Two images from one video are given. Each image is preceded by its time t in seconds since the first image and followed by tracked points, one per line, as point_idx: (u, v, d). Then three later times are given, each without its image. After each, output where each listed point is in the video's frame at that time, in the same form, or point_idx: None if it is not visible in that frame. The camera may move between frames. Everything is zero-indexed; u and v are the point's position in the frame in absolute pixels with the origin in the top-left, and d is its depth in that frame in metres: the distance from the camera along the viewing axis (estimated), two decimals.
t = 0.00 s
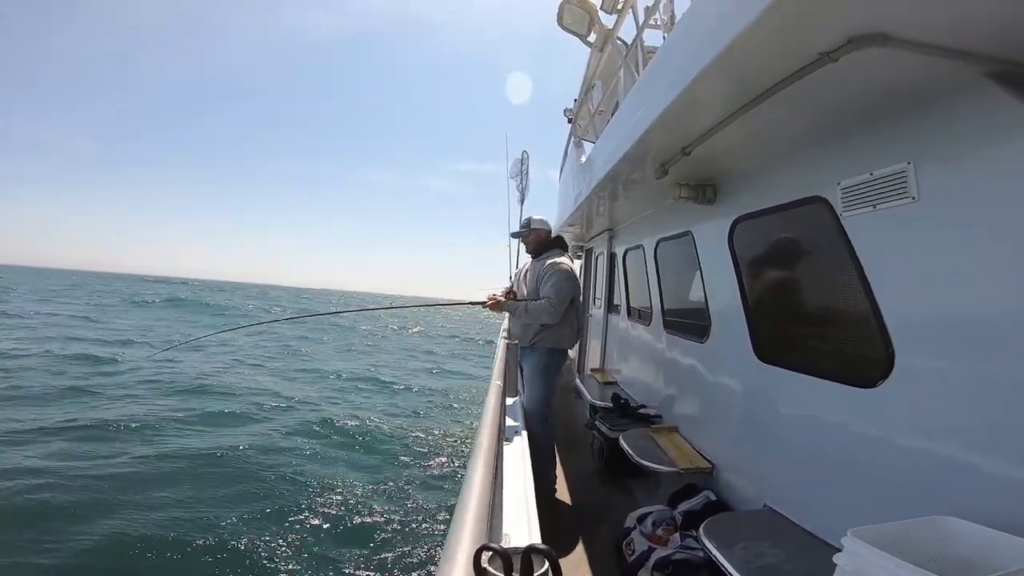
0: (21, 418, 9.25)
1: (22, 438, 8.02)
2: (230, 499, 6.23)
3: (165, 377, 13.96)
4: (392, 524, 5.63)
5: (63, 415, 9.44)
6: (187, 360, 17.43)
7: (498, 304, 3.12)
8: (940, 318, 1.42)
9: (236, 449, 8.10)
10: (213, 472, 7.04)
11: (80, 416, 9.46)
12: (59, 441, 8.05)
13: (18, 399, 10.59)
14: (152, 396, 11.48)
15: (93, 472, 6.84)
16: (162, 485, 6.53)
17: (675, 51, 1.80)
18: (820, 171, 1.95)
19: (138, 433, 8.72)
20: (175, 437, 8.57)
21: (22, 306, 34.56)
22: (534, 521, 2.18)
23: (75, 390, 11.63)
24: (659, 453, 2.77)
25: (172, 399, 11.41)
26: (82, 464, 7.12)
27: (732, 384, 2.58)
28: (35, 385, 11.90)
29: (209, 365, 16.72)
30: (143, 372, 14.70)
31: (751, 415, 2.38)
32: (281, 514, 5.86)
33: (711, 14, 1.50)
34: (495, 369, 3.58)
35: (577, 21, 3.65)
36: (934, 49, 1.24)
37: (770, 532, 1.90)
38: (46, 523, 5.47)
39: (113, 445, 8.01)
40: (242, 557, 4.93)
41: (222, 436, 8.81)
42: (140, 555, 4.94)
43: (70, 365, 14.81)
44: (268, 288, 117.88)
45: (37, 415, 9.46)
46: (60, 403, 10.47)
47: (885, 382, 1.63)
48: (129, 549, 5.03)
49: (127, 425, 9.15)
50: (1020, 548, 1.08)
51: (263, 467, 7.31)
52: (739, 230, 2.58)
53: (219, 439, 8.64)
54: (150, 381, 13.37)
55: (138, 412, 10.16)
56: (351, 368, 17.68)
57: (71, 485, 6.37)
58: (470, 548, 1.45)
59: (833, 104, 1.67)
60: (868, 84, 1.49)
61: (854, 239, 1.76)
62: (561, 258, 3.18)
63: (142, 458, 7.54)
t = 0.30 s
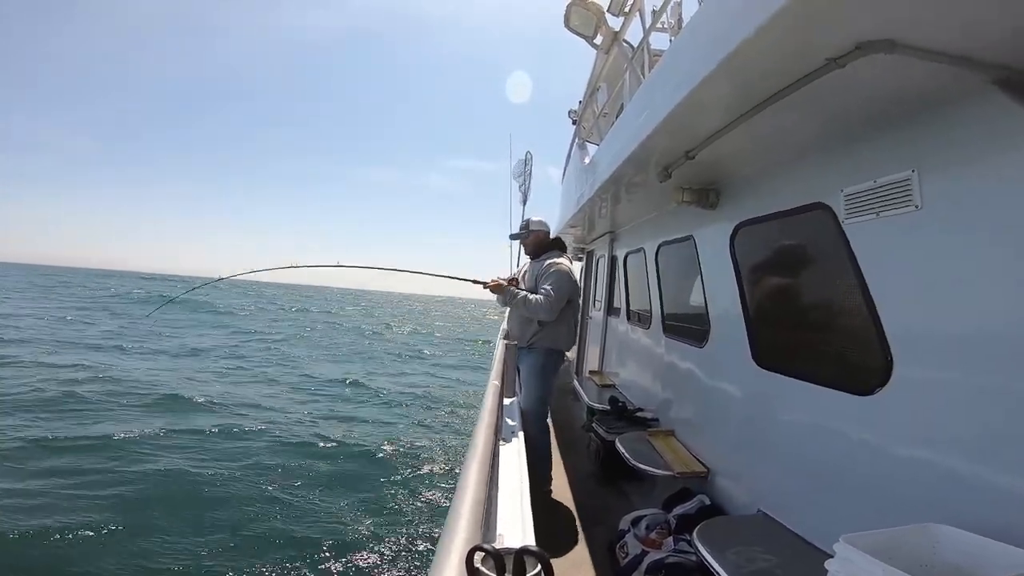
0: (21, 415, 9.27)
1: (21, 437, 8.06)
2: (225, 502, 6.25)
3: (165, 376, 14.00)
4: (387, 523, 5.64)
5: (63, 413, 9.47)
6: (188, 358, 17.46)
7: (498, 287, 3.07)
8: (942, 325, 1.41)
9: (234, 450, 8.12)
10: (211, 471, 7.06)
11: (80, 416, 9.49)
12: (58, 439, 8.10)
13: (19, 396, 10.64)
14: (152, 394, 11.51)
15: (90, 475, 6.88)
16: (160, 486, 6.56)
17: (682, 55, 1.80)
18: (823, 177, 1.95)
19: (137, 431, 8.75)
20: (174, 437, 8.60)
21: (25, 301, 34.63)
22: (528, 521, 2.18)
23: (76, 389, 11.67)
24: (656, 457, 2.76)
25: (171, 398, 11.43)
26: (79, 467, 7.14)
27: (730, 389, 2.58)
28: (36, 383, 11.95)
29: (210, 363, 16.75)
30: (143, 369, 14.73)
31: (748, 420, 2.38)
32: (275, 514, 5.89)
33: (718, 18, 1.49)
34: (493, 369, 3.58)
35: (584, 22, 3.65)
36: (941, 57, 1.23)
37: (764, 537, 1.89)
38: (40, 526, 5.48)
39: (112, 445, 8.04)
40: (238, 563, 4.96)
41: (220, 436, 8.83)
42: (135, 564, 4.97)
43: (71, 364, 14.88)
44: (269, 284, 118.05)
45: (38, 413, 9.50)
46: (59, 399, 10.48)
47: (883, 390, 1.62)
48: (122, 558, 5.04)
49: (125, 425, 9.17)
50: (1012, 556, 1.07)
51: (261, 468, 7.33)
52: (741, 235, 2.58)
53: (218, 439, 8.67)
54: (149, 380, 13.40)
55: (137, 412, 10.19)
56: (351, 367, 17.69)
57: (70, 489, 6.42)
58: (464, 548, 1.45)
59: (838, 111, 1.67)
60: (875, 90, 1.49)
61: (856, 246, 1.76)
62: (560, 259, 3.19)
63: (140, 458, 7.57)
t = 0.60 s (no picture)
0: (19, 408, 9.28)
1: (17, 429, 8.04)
2: (223, 492, 6.22)
3: (163, 372, 13.98)
4: (381, 520, 5.64)
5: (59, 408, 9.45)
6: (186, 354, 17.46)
7: (500, 270, 3.03)
8: (942, 335, 1.41)
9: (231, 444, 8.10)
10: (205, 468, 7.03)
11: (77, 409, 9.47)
12: (55, 432, 8.08)
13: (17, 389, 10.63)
14: (150, 390, 11.51)
15: (88, 464, 6.87)
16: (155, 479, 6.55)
17: (690, 59, 1.79)
18: (825, 184, 1.94)
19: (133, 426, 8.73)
20: (169, 431, 8.58)
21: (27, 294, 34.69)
22: (521, 522, 2.17)
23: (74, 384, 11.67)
24: (651, 461, 2.75)
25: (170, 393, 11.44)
26: (77, 455, 7.15)
27: (727, 395, 2.57)
28: (34, 377, 11.94)
29: (208, 360, 16.75)
30: (142, 365, 14.73)
31: (745, 426, 2.37)
32: (273, 509, 5.85)
33: (728, 22, 1.49)
34: (491, 369, 3.57)
35: (591, 24, 3.65)
36: (950, 64, 1.23)
37: (756, 543, 1.89)
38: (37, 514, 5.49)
39: (107, 437, 8.01)
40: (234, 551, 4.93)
41: (216, 430, 8.82)
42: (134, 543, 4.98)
43: (70, 358, 14.87)
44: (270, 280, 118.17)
45: (35, 405, 9.48)
46: (58, 394, 10.50)
47: (879, 398, 1.62)
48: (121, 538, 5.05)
49: (123, 417, 9.18)
50: (1003, 566, 1.07)
51: (255, 461, 7.30)
52: (741, 241, 2.58)
53: (213, 432, 8.64)
54: (147, 375, 13.39)
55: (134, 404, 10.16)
56: (349, 364, 17.69)
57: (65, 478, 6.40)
58: (455, 549, 1.44)
59: (844, 117, 1.67)
60: (882, 97, 1.48)
61: (856, 254, 1.75)
62: (558, 259, 3.19)
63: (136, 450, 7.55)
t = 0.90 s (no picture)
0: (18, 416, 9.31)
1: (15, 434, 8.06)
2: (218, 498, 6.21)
3: (161, 375, 13.99)
4: (377, 521, 5.65)
5: (57, 413, 9.46)
6: (185, 356, 17.47)
7: (502, 263, 3.02)
8: (942, 339, 1.41)
9: (229, 446, 8.12)
10: (202, 471, 7.04)
11: (75, 414, 9.48)
12: (53, 436, 8.10)
13: (16, 395, 10.64)
14: (149, 394, 11.52)
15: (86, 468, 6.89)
16: (152, 481, 6.56)
17: (694, 60, 1.79)
18: (826, 187, 1.94)
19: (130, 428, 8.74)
20: (167, 434, 8.59)
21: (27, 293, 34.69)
22: (517, 522, 2.17)
23: (72, 388, 11.67)
24: (648, 462, 2.75)
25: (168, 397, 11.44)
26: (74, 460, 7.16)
27: (724, 398, 2.57)
28: (32, 382, 11.95)
29: (208, 361, 16.76)
30: (141, 368, 14.74)
31: (742, 429, 2.37)
32: (266, 511, 5.83)
33: (732, 25, 1.48)
34: (489, 369, 3.56)
35: (595, 26, 3.65)
36: (954, 68, 1.22)
37: (750, 545, 1.89)
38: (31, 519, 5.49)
39: (105, 439, 8.03)
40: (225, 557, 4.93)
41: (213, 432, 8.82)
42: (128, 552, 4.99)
43: (69, 363, 14.90)
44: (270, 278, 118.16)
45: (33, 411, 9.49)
46: (56, 399, 10.50)
47: (877, 402, 1.62)
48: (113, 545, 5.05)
49: (121, 421, 9.18)
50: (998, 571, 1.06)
51: (252, 463, 7.31)
52: (741, 244, 2.58)
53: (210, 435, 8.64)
54: (146, 378, 13.40)
55: (132, 408, 10.17)
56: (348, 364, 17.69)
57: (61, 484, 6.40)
58: (449, 548, 1.44)
59: (845, 121, 1.67)
60: (885, 101, 1.48)
61: (856, 260, 1.75)
62: (557, 259, 3.19)
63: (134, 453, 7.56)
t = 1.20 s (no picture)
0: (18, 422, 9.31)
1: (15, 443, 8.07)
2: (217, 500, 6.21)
3: (162, 379, 14.01)
4: (378, 522, 5.66)
5: (58, 422, 9.47)
6: (186, 360, 17.50)
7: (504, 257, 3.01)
8: (940, 337, 1.41)
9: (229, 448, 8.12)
10: (202, 472, 7.05)
11: (75, 423, 9.50)
12: (53, 445, 8.11)
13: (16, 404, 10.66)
14: (150, 400, 11.54)
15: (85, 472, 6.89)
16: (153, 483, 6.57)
17: (695, 58, 1.79)
18: (825, 185, 1.94)
19: (130, 435, 8.75)
20: (167, 439, 8.60)
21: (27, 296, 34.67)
22: (517, 521, 2.17)
23: (73, 395, 11.70)
24: (647, 461, 2.75)
25: (168, 400, 11.44)
26: (74, 465, 7.16)
27: (724, 396, 2.57)
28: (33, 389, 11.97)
29: (209, 364, 16.78)
30: (141, 373, 14.77)
31: (741, 427, 2.38)
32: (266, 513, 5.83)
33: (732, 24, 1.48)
34: (488, 368, 3.57)
35: (594, 25, 3.65)
36: (953, 68, 1.22)
37: (750, 544, 1.89)
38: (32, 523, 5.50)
39: (105, 447, 8.05)
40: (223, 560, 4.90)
41: (214, 434, 8.84)
42: (129, 553, 4.99)
43: (69, 369, 14.94)
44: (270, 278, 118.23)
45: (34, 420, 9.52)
46: (57, 407, 10.52)
47: (877, 401, 1.62)
48: (113, 548, 5.05)
49: (121, 427, 9.19)
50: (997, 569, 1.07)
51: (253, 464, 7.32)
52: (740, 243, 2.58)
53: (211, 438, 8.65)
54: (147, 383, 13.43)
55: (132, 415, 10.18)
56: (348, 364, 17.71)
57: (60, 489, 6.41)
58: (449, 547, 1.44)
59: (844, 120, 1.66)
60: (884, 100, 1.48)
61: (855, 259, 1.75)
62: (557, 257, 3.19)
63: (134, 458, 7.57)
